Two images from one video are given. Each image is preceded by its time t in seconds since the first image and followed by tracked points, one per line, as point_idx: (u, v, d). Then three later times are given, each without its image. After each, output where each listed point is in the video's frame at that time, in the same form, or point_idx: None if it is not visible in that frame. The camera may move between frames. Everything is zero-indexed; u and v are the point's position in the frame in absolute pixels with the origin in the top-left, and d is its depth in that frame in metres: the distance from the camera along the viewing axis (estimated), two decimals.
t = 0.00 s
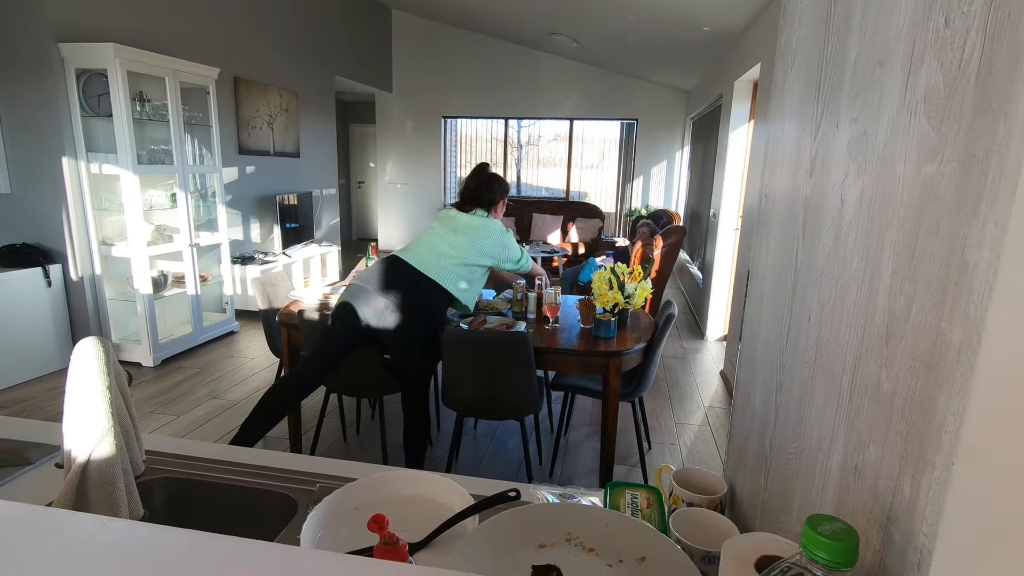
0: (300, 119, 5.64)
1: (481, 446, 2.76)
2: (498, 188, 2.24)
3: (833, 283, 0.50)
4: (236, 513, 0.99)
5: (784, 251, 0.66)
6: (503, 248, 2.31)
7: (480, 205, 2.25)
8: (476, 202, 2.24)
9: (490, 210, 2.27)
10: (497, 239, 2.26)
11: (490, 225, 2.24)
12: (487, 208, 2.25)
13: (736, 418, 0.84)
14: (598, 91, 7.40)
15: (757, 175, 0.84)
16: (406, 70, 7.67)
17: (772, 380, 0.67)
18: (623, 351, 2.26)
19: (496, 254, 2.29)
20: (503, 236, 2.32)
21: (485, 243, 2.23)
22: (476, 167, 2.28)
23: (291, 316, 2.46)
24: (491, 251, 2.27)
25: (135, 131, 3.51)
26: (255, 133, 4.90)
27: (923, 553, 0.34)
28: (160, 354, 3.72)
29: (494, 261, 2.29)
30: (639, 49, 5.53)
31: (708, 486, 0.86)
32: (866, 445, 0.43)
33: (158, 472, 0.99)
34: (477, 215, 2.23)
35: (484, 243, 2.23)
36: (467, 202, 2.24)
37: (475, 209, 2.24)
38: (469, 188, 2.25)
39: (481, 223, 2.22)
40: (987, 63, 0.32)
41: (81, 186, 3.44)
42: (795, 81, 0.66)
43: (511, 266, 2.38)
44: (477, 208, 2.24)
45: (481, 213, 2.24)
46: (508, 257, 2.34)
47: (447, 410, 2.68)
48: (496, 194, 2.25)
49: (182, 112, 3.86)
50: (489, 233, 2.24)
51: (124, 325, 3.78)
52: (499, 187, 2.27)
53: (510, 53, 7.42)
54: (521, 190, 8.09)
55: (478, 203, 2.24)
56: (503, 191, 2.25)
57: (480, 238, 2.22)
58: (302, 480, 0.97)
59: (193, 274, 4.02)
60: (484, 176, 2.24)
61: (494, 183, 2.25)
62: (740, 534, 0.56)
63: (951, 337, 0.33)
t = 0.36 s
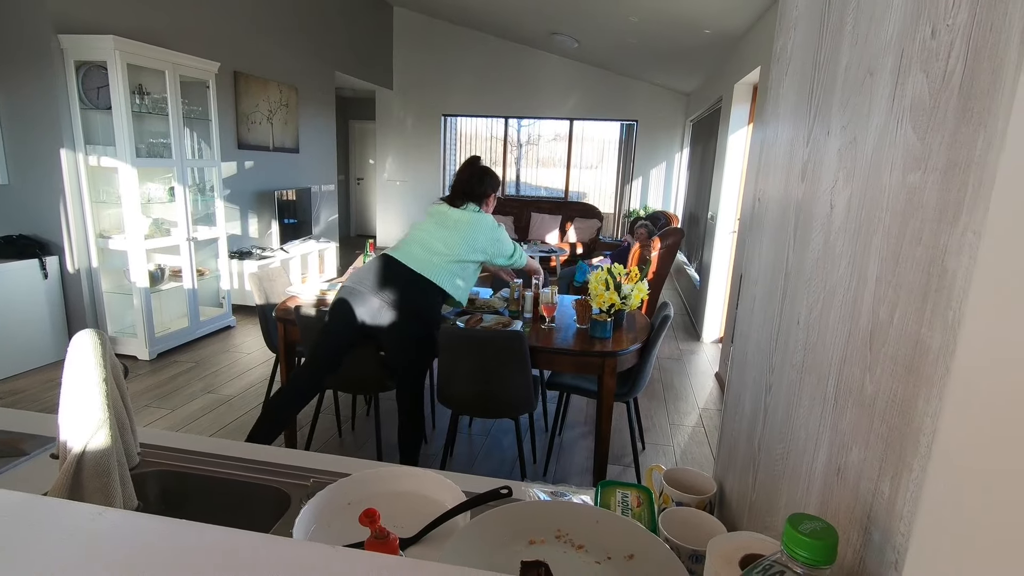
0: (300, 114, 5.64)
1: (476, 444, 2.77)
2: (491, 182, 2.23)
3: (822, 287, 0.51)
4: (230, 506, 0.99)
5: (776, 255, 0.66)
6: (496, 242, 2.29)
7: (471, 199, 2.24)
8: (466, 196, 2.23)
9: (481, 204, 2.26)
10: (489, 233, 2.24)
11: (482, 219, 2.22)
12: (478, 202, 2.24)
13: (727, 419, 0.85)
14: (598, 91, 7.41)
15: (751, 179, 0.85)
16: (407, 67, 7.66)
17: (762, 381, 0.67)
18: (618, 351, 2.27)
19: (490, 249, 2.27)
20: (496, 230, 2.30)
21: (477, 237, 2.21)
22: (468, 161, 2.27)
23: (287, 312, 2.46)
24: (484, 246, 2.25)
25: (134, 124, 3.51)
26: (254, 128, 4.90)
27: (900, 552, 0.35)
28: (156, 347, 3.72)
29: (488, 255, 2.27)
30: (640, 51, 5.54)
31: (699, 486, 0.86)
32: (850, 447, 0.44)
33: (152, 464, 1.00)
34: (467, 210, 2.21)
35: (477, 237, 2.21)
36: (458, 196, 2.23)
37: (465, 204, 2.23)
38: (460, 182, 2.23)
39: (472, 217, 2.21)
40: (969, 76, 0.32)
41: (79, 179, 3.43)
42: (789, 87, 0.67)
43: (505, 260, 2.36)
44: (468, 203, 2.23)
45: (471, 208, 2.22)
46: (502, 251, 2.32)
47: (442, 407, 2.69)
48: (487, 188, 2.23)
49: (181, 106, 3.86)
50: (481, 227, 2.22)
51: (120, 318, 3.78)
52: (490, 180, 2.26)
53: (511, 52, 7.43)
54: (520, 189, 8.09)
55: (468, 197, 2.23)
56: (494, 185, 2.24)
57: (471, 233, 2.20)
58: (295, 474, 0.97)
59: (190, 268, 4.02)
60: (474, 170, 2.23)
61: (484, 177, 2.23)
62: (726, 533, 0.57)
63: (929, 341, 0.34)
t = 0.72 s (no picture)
0: (302, 118, 5.66)
1: (477, 447, 2.77)
2: (468, 162, 2.18)
3: (817, 291, 0.51)
4: (231, 508, 1.00)
5: (771, 259, 0.67)
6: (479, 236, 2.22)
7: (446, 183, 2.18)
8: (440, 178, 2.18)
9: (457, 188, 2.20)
10: (470, 227, 2.16)
11: (461, 212, 2.15)
12: (453, 187, 2.18)
13: (724, 421, 0.85)
14: (599, 95, 7.43)
15: (747, 184, 0.86)
16: (408, 71, 7.68)
17: (759, 384, 0.68)
18: (619, 354, 2.27)
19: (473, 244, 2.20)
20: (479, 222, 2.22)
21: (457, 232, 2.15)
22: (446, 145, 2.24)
23: (289, 316, 2.47)
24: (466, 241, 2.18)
25: (136, 128, 3.53)
26: (256, 132, 4.92)
27: (889, 553, 0.35)
28: (158, 351, 3.73)
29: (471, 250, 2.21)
30: (640, 54, 5.55)
31: (697, 489, 0.87)
32: (842, 449, 0.44)
33: (154, 467, 1.01)
34: (444, 203, 2.14)
35: (457, 233, 2.15)
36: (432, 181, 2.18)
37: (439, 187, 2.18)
38: (437, 165, 2.19)
39: (450, 211, 2.14)
40: (955, 85, 0.33)
41: (82, 182, 3.45)
42: (784, 93, 0.67)
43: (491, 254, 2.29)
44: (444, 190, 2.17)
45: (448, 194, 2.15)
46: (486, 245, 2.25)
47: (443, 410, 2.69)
48: (462, 169, 2.17)
49: (184, 110, 3.88)
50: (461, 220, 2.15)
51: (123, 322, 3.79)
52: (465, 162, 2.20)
53: (512, 56, 7.45)
54: (521, 192, 8.10)
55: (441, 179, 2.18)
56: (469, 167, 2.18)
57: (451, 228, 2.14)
58: (296, 477, 0.98)
59: (192, 272, 4.03)
60: (448, 153, 2.19)
61: (459, 159, 2.18)
62: (722, 535, 0.57)
63: (918, 345, 0.34)
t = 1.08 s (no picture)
0: (310, 124, 5.70)
1: (487, 450, 2.77)
2: (396, 149, 2.12)
3: (824, 289, 0.51)
4: (243, 512, 1.01)
5: (779, 258, 0.67)
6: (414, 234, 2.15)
7: (377, 174, 2.16)
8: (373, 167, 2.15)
9: (388, 179, 2.15)
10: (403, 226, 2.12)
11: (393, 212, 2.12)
12: (382, 178, 2.14)
13: (734, 421, 0.85)
14: (606, 96, 7.42)
15: (755, 183, 0.85)
16: (415, 75, 7.72)
17: (768, 383, 0.67)
18: (628, 355, 2.26)
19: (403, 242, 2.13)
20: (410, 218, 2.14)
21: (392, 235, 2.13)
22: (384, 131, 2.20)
23: (298, 320, 2.49)
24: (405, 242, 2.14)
25: (148, 136, 3.57)
26: (265, 139, 4.96)
27: (900, 552, 0.35)
28: (170, 357, 3.77)
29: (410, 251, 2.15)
30: (646, 55, 5.55)
31: (707, 490, 0.86)
32: (852, 448, 0.44)
33: (167, 471, 1.02)
34: (372, 204, 2.11)
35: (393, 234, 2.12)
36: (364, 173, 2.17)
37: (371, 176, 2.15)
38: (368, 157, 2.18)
39: (387, 213, 2.10)
40: (960, 80, 0.33)
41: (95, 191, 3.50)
42: (790, 91, 0.67)
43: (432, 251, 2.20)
44: (375, 184, 2.16)
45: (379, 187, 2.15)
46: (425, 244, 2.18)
47: (453, 413, 2.69)
48: (389, 156, 2.12)
49: (194, 118, 3.92)
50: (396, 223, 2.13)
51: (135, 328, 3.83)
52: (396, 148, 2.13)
53: (518, 59, 7.47)
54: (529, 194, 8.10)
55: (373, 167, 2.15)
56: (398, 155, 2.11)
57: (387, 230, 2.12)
58: (307, 480, 0.99)
59: (203, 278, 4.07)
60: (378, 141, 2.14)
61: (388, 146, 2.13)
62: (733, 535, 0.57)
63: (928, 341, 0.34)
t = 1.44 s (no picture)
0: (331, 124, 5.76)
1: (506, 447, 2.78)
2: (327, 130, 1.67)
3: (848, 285, 0.51)
4: (267, 506, 1.03)
5: (802, 254, 0.66)
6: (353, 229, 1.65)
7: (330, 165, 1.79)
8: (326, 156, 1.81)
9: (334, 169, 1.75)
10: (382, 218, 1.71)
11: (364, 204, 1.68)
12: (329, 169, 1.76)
13: (755, 418, 0.84)
14: (625, 93, 7.37)
15: (777, 178, 0.84)
16: (433, 74, 7.76)
17: (790, 380, 0.67)
18: (647, 353, 2.25)
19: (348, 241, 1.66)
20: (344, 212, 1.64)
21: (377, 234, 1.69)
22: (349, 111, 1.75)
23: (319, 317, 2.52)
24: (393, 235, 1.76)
25: (174, 137, 3.65)
26: (287, 139, 5.03)
27: (923, 548, 0.35)
28: (196, 353, 3.87)
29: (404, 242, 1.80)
30: (667, 51, 5.49)
31: (728, 487, 0.86)
32: (876, 445, 0.43)
33: (196, 463, 1.04)
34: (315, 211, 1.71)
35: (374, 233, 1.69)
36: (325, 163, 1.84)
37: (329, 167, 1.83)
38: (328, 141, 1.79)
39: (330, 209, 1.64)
40: (987, 73, 0.32)
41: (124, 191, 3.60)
42: (813, 85, 0.66)
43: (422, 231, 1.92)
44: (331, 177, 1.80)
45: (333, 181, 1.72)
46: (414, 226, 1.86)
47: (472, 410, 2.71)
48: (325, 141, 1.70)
49: (218, 119, 4.00)
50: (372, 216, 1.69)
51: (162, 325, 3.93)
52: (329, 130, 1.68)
53: (536, 56, 7.45)
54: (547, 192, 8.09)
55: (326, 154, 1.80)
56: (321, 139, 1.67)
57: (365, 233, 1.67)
58: (330, 474, 1.01)
59: (227, 276, 4.16)
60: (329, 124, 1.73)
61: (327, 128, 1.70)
62: (754, 531, 0.57)
63: (952, 336, 0.34)
